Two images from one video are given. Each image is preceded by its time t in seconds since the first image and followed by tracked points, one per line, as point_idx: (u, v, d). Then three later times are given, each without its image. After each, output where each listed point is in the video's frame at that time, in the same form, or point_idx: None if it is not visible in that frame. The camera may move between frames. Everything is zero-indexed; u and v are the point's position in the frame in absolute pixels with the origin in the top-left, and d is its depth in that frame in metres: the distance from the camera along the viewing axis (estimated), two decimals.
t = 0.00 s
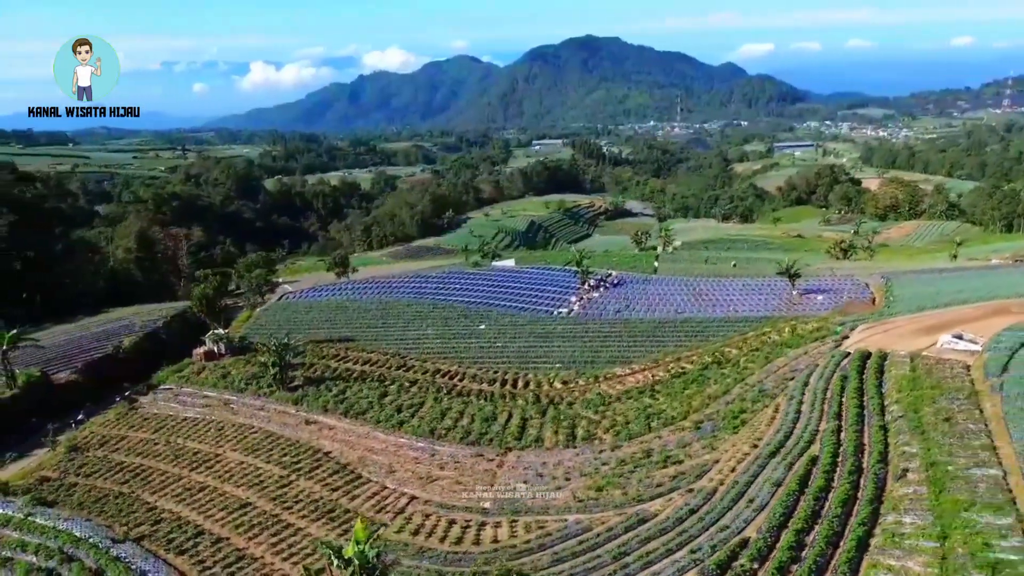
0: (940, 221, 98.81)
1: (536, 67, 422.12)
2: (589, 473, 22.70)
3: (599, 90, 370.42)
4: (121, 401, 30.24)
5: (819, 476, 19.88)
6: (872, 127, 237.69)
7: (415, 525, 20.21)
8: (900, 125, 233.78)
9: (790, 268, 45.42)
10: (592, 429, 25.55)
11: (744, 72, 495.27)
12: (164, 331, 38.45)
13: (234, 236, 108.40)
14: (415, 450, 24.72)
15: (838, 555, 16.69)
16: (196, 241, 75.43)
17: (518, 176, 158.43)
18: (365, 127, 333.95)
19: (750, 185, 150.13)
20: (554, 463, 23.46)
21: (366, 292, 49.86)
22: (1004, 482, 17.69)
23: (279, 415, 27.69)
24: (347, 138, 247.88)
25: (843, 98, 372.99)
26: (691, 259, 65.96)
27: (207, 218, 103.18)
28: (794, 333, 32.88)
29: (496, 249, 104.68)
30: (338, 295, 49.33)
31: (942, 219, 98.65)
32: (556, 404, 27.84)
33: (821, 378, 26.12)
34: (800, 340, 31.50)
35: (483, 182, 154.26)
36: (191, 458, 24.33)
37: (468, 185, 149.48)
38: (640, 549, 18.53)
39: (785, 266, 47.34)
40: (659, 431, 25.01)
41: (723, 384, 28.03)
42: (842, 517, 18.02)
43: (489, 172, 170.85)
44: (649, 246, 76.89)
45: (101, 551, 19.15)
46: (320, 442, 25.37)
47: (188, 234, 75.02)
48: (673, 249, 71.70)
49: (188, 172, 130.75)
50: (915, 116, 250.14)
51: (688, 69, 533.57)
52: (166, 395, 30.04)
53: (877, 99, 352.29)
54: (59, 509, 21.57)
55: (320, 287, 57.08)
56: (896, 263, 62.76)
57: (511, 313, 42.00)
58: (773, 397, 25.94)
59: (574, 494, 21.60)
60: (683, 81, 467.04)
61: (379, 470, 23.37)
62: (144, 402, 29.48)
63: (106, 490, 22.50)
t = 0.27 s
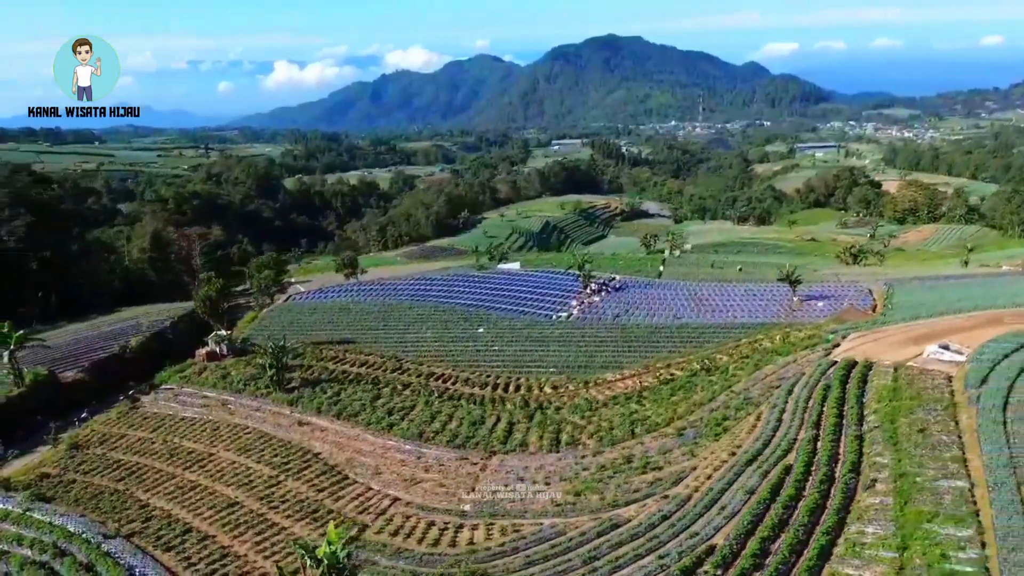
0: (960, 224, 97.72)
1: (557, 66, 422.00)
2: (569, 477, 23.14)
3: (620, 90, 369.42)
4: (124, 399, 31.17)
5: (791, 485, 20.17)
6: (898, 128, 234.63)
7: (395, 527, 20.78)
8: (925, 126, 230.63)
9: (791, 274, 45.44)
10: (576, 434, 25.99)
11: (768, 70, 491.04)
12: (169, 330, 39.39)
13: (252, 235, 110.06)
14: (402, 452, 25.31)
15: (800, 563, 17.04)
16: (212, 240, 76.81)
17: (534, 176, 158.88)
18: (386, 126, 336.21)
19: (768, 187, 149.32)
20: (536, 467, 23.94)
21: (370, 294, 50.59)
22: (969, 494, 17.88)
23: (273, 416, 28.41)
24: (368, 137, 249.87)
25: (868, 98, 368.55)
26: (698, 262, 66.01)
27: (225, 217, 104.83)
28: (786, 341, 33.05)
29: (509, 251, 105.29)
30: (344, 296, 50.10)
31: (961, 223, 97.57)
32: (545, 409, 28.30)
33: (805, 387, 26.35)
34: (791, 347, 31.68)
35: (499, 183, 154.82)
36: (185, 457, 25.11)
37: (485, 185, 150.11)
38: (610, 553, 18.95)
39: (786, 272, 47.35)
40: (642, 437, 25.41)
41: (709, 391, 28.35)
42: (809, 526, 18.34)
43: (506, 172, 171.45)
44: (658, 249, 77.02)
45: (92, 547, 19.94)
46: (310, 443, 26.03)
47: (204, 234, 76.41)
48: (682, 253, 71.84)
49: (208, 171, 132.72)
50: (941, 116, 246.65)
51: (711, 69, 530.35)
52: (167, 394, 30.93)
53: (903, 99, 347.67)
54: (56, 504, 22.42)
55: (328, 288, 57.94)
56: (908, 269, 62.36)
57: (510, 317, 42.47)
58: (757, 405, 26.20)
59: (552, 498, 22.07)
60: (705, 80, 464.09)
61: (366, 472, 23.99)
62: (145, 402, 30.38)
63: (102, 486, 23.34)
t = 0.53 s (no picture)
0: (980, 228, 96.56)
1: (579, 65, 421.47)
2: (550, 482, 23.58)
3: (641, 89, 368.07)
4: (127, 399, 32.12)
5: (764, 494, 20.47)
6: (924, 129, 231.29)
7: (376, 528, 21.37)
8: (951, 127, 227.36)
9: (792, 280, 45.43)
10: (562, 439, 26.42)
11: (793, 70, 486.16)
12: (175, 331, 40.33)
13: (269, 234, 111.61)
14: (390, 454, 25.88)
15: (763, 571, 17.39)
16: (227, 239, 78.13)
17: (551, 177, 159.28)
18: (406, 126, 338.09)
19: (787, 188, 148.35)
20: (519, 471, 24.41)
21: (375, 295, 51.30)
22: (935, 506, 18.09)
23: (268, 418, 29.11)
24: (388, 136, 251.66)
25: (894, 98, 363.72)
26: (706, 266, 66.04)
27: (242, 217, 106.40)
28: (778, 348, 33.20)
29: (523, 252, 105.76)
30: (349, 297, 50.87)
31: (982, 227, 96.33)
32: (533, 413, 28.73)
33: (789, 395, 26.55)
34: (782, 355, 31.84)
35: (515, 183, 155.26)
36: (181, 456, 25.89)
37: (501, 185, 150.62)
38: (582, 557, 19.40)
39: (787, 278, 47.36)
40: (626, 443, 25.77)
41: (697, 398, 28.63)
42: (777, 534, 18.67)
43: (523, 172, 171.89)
44: (668, 252, 77.11)
45: (86, 542, 20.74)
46: (303, 445, 26.72)
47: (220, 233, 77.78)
48: (691, 256, 71.84)
49: (228, 170, 134.70)
50: (968, 117, 242.71)
51: (735, 69, 526.72)
52: (169, 394, 31.81)
53: (930, 99, 342.72)
54: (55, 500, 23.29)
55: (336, 289, 58.79)
56: (920, 275, 61.91)
57: (510, 320, 42.92)
58: (741, 413, 26.46)
59: (532, 501, 22.54)
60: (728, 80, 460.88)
61: (353, 473, 24.62)
62: (147, 401, 31.28)
63: (99, 483, 24.19)
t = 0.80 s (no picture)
0: (1004, 233, 95.00)
1: (603, 64, 420.45)
2: (534, 486, 24.04)
3: (666, 89, 366.12)
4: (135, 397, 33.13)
5: (741, 502, 20.75)
6: (953, 130, 227.33)
7: (361, 528, 21.97)
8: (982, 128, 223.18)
9: (795, 287, 45.37)
10: (550, 443, 26.87)
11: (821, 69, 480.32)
12: (184, 330, 41.30)
13: (289, 233, 113.28)
14: (381, 456, 26.49)
15: None
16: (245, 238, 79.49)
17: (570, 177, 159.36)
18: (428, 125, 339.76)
19: (809, 191, 147.18)
20: (505, 474, 24.92)
21: (383, 296, 52.03)
22: (905, 517, 18.29)
23: (268, 418, 29.91)
24: (411, 135, 253.37)
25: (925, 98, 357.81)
26: (715, 271, 66.05)
27: (263, 215, 108.07)
28: (773, 356, 33.28)
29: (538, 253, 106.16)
30: (357, 298, 51.69)
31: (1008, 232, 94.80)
32: (525, 417, 29.19)
33: (775, 405, 26.71)
34: (776, 362, 31.98)
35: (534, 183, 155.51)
36: (180, 454, 26.75)
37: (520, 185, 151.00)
38: (558, 560, 19.83)
39: (792, 284, 47.27)
40: (612, 448, 26.18)
41: (687, 404, 28.92)
42: (748, 542, 19.00)
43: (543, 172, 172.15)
44: (679, 256, 77.24)
45: (83, 536, 21.61)
46: (298, 445, 27.43)
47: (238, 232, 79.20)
48: (702, 260, 71.88)
49: (250, 169, 136.75)
50: (1000, 118, 238.31)
51: (762, 68, 521.72)
52: (174, 393, 32.79)
53: (961, 99, 336.74)
54: (59, 494, 24.27)
55: (346, 290, 59.66)
56: (934, 282, 61.36)
57: (513, 324, 43.35)
58: (728, 420, 26.72)
59: (514, 504, 23.04)
60: (754, 80, 456.72)
61: (344, 473, 25.28)
62: (154, 399, 32.29)
63: (101, 479, 25.12)
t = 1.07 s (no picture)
0: None
1: (627, 65, 419.14)
2: (519, 490, 24.52)
3: (690, 89, 363.97)
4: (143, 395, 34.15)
5: (717, 509, 21.08)
6: (984, 132, 223.22)
7: (348, 529, 22.61)
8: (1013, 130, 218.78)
9: (798, 293, 45.34)
10: (539, 447, 27.32)
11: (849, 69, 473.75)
12: (193, 330, 42.32)
13: (308, 233, 114.79)
14: (373, 458, 27.12)
15: None
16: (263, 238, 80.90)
17: (589, 179, 159.40)
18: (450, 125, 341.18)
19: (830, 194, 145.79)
20: (492, 477, 25.43)
21: (390, 297, 52.77)
22: (874, 528, 18.52)
23: (267, 418, 30.69)
24: (433, 135, 254.68)
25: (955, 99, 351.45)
26: (725, 275, 66.02)
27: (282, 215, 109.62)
28: (767, 363, 33.44)
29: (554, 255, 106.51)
30: (365, 300, 52.52)
31: None
32: (516, 421, 29.66)
33: (762, 413, 26.93)
34: (770, 370, 32.12)
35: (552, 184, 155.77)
36: (179, 452, 27.61)
37: (539, 185, 151.29)
38: (535, 564, 20.28)
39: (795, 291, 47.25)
40: (599, 454, 26.58)
41: (677, 411, 29.19)
42: (719, 549, 19.33)
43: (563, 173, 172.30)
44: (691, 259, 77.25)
45: (82, 531, 22.49)
46: (294, 446, 28.17)
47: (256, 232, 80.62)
48: (713, 264, 71.85)
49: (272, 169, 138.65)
50: None
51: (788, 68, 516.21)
52: (179, 392, 33.74)
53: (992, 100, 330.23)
54: (62, 489, 25.22)
55: (356, 291, 60.56)
56: (948, 289, 60.79)
57: (514, 327, 43.83)
58: (715, 428, 26.99)
59: (498, 507, 23.54)
60: (781, 80, 452.25)
61: (336, 474, 25.96)
62: (160, 398, 33.26)
63: (103, 476, 26.04)
